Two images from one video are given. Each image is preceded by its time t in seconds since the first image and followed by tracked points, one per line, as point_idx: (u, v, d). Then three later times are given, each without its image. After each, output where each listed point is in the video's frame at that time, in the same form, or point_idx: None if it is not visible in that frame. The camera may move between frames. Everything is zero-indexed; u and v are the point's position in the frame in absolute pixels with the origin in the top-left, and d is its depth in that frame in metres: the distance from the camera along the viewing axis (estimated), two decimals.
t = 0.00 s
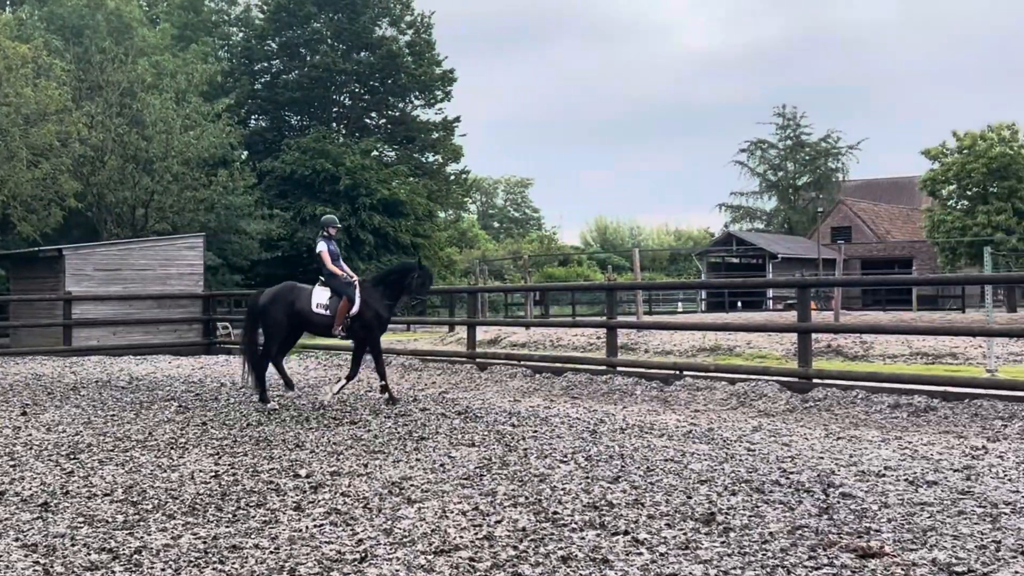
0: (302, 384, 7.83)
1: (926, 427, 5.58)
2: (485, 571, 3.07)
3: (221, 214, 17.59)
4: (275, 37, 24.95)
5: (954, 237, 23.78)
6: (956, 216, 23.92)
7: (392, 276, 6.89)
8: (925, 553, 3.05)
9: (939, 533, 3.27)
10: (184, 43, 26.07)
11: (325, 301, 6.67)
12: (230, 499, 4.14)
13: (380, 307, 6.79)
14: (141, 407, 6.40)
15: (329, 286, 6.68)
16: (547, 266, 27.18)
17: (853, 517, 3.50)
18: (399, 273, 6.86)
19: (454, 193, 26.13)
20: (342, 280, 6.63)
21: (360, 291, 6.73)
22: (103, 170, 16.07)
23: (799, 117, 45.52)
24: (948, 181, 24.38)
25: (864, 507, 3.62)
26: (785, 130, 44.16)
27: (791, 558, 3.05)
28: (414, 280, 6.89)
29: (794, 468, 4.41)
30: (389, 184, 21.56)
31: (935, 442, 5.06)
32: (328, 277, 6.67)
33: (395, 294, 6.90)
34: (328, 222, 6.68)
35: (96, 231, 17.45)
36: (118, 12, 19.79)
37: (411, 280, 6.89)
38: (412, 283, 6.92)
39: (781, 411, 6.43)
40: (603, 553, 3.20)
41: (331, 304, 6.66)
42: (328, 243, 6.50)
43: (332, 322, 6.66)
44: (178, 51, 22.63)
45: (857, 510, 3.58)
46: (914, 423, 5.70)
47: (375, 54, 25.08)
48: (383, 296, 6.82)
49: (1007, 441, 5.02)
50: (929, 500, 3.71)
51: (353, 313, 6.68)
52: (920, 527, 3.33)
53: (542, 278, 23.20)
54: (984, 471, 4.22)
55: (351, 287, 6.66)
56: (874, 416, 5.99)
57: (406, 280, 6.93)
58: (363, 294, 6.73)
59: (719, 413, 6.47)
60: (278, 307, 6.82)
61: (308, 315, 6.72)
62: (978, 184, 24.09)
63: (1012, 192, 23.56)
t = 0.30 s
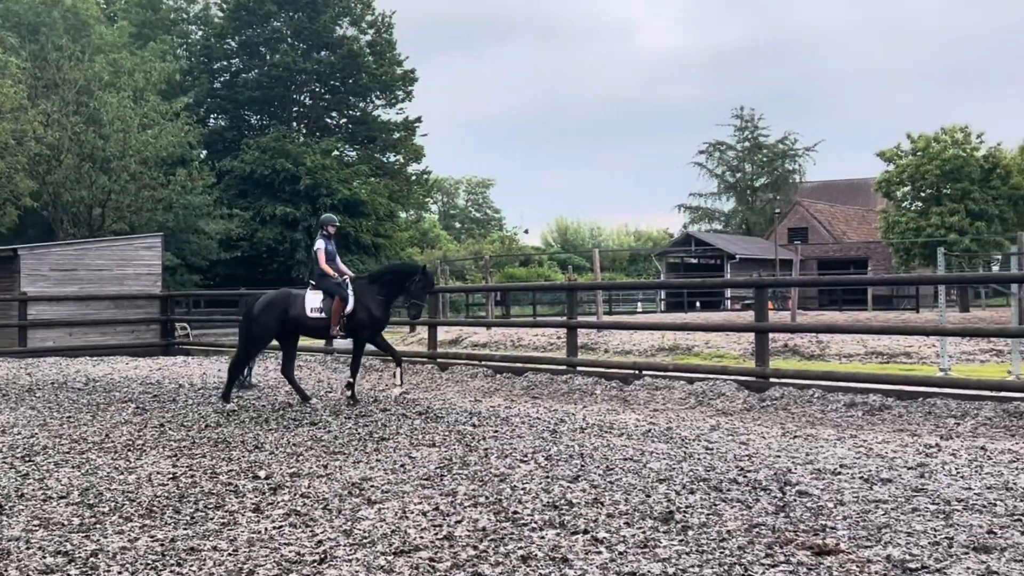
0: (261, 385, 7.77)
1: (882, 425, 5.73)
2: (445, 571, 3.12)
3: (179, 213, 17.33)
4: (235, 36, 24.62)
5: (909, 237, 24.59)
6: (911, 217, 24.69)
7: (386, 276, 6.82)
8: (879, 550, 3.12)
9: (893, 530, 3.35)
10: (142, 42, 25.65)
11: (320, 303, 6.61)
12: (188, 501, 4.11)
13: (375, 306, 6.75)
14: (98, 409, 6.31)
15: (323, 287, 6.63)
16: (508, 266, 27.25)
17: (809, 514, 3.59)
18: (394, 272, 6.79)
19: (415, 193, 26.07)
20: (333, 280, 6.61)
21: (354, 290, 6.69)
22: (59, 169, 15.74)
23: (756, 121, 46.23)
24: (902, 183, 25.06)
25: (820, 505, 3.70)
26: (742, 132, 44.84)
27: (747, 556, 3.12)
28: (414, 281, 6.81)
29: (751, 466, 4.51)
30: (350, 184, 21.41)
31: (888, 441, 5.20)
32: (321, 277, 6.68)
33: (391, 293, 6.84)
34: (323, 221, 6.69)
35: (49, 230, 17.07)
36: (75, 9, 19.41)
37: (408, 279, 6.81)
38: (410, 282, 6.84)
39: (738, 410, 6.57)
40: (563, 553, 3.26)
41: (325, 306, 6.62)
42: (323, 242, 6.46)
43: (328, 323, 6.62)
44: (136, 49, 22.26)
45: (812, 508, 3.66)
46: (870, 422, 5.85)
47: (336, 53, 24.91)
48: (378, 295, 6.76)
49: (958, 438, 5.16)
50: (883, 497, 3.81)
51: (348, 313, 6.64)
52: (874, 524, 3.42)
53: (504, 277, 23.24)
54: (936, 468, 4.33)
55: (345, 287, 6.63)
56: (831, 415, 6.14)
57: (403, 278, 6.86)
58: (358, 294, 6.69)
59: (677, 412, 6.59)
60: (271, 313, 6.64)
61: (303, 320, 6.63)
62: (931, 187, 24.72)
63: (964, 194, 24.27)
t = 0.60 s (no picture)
0: (220, 387, 7.70)
1: (836, 424, 5.88)
2: (404, 572, 3.15)
3: (136, 214, 17.12)
4: (194, 34, 24.22)
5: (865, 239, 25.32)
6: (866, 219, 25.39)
7: (385, 278, 6.77)
8: (834, 548, 3.20)
9: (848, 528, 3.43)
10: (99, 40, 25.16)
11: (320, 302, 6.76)
12: (145, 504, 4.09)
13: (371, 310, 6.71)
14: (53, 411, 6.21)
15: (323, 288, 6.73)
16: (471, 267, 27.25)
17: (766, 513, 3.66)
18: (393, 275, 6.74)
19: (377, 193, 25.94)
20: (334, 282, 6.71)
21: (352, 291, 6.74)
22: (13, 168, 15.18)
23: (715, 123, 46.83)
24: (858, 184, 25.77)
25: (776, 503, 3.79)
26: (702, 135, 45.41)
27: (705, 555, 3.18)
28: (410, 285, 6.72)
29: (708, 466, 4.60)
30: (311, 184, 21.23)
31: (844, 440, 5.33)
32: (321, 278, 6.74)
33: (389, 296, 6.78)
34: (319, 219, 6.73)
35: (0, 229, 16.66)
36: (30, 6, 18.97)
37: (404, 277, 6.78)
38: (405, 278, 6.81)
39: (696, 410, 6.69)
40: (522, 553, 3.31)
41: (325, 306, 6.77)
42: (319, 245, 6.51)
43: (326, 324, 6.76)
44: (93, 48, 21.82)
45: (769, 506, 3.74)
46: (825, 421, 6.00)
47: (296, 53, 24.70)
48: (374, 295, 6.75)
49: (912, 437, 5.30)
50: (839, 496, 3.89)
51: (344, 315, 6.70)
52: (829, 522, 3.51)
53: (465, 278, 23.21)
54: (891, 467, 4.42)
55: (344, 288, 6.72)
56: (787, 414, 6.29)
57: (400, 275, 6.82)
58: (354, 297, 6.70)
59: (636, 413, 6.68)
60: (273, 307, 6.89)
61: (303, 316, 6.84)
62: (886, 188, 25.37)
63: (918, 196, 24.82)
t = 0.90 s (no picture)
0: (178, 389, 7.62)
1: (793, 423, 6.03)
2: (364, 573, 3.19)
3: (94, 214, 16.81)
4: (153, 33, 23.81)
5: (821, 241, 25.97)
6: (824, 221, 26.05)
7: (383, 278, 6.93)
8: (789, 547, 3.28)
9: (804, 526, 3.52)
10: (55, 38, 24.63)
11: (314, 304, 6.73)
12: (101, 507, 4.05)
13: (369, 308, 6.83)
14: (7, 414, 6.10)
15: (318, 288, 6.73)
16: (433, 267, 27.22)
17: (723, 512, 3.75)
18: (391, 274, 6.92)
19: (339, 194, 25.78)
20: (326, 282, 6.70)
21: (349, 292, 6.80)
22: None
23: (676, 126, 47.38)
24: (815, 186, 26.41)
25: (733, 503, 3.88)
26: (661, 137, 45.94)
27: (664, 554, 3.25)
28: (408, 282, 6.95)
29: (666, 466, 4.70)
30: (271, 184, 21.05)
31: (800, 440, 5.47)
32: (316, 278, 6.73)
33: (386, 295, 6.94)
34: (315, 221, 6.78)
35: None
36: None
37: (402, 283, 6.98)
38: (403, 282, 7.00)
39: (655, 410, 6.81)
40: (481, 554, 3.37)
41: (319, 307, 6.73)
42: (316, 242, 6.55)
43: (324, 325, 6.74)
44: (49, 46, 21.37)
45: (726, 506, 3.84)
46: (782, 420, 6.16)
47: (256, 53, 24.50)
48: (374, 298, 6.88)
49: (866, 436, 5.45)
50: (794, 495, 3.99)
51: (343, 314, 6.75)
52: (786, 521, 3.59)
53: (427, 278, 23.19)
54: (846, 466, 4.53)
55: (338, 288, 6.74)
56: (745, 414, 6.43)
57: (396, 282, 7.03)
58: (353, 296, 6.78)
59: (596, 413, 6.78)
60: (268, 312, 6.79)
61: (298, 320, 6.78)
62: (842, 191, 26.11)
63: (874, 199, 25.43)
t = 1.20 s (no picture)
0: (137, 391, 7.54)
1: (752, 424, 6.18)
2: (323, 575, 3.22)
3: (52, 214, 16.50)
4: (112, 31, 23.35)
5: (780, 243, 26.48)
6: (782, 223, 26.58)
7: (383, 278, 7.13)
8: (746, 546, 3.34)
9: (761, 526, 3.59)
10: (10, 35, 24.11)
11: (315, 302, 7.00)
12: (57, 511, 4.02)
13: (369, 308, 7.06)
14: None
15: (319, 287, 7.01)
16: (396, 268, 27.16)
17: (681, 512, 3.83)
18: (391, 276, 7.12)
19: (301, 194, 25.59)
20: (327, 281, 6.95)
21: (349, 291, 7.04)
22: None
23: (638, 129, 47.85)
24: (773, 189, 26.93)
25: (691, 502, 3.96)
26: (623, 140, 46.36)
27: (622, 554, 3.32)
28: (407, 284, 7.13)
29: (626, 466, 4.81)
30: (232, 184, 20.85)
31: (757, 440, 5.62)
32: (316, 276, 7.00)
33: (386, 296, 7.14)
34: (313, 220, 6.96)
35: None
36: None
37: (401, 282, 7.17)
38: (403, 284, 7.18)
39: (615, 410, 6.92)
40: (442, 555, 3.41)
41: (320, 305, 7.01)
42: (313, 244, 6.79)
43: (324, 322, 7.01)
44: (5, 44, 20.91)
45: (685, 506, 3.91)
46: (741, 421, 6.29)
47: (217, 52, 24.23)
48: (373, 297, 7.09)
49: (822, 436, 5.60)
50: (752, 494, 4.07)
51: (342, 313, 7.00)
52: (743, 521, 3.66)
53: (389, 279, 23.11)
54: (802, 466, 4.66)
55: (340, 286, 6.98)
56: (703, 414, 6.57)
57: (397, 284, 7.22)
58: (353, 295, 7.01)
59: (557, 414, 6.88)
60: (268, 308, 7.14)
61: (299, 316, 7.09)
62: (800, 194, 26.65)
63: (831, 201, 25.99)
